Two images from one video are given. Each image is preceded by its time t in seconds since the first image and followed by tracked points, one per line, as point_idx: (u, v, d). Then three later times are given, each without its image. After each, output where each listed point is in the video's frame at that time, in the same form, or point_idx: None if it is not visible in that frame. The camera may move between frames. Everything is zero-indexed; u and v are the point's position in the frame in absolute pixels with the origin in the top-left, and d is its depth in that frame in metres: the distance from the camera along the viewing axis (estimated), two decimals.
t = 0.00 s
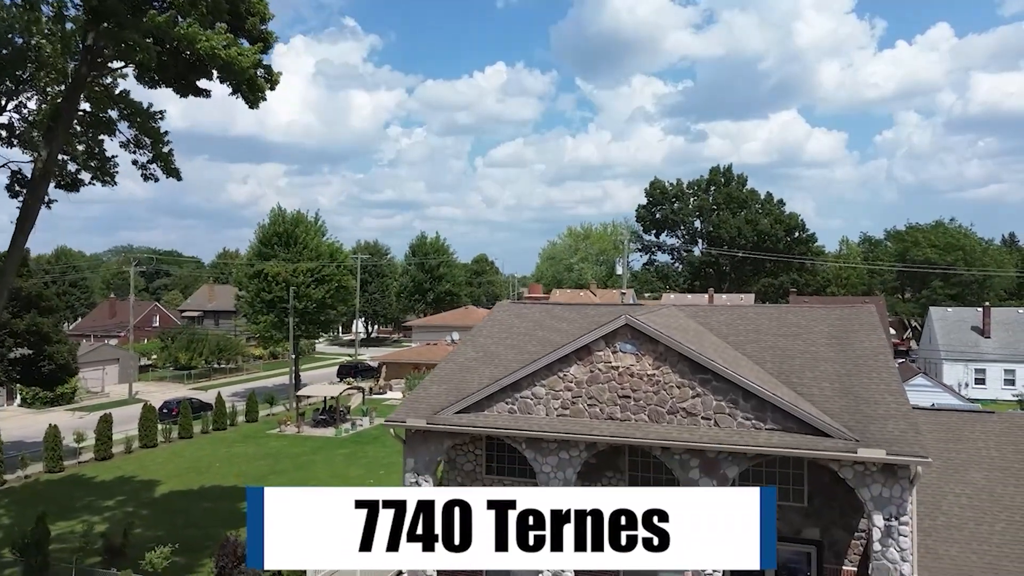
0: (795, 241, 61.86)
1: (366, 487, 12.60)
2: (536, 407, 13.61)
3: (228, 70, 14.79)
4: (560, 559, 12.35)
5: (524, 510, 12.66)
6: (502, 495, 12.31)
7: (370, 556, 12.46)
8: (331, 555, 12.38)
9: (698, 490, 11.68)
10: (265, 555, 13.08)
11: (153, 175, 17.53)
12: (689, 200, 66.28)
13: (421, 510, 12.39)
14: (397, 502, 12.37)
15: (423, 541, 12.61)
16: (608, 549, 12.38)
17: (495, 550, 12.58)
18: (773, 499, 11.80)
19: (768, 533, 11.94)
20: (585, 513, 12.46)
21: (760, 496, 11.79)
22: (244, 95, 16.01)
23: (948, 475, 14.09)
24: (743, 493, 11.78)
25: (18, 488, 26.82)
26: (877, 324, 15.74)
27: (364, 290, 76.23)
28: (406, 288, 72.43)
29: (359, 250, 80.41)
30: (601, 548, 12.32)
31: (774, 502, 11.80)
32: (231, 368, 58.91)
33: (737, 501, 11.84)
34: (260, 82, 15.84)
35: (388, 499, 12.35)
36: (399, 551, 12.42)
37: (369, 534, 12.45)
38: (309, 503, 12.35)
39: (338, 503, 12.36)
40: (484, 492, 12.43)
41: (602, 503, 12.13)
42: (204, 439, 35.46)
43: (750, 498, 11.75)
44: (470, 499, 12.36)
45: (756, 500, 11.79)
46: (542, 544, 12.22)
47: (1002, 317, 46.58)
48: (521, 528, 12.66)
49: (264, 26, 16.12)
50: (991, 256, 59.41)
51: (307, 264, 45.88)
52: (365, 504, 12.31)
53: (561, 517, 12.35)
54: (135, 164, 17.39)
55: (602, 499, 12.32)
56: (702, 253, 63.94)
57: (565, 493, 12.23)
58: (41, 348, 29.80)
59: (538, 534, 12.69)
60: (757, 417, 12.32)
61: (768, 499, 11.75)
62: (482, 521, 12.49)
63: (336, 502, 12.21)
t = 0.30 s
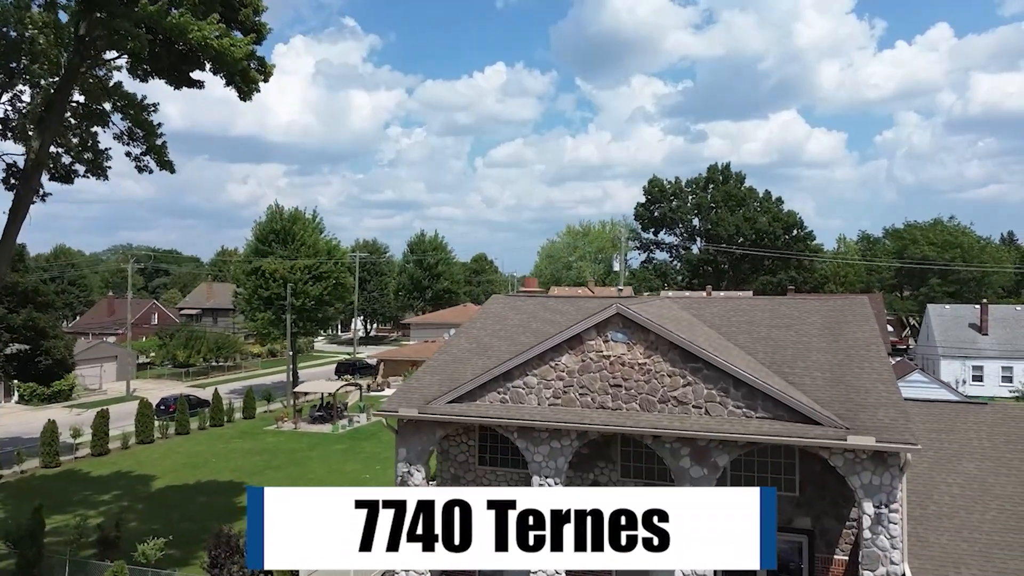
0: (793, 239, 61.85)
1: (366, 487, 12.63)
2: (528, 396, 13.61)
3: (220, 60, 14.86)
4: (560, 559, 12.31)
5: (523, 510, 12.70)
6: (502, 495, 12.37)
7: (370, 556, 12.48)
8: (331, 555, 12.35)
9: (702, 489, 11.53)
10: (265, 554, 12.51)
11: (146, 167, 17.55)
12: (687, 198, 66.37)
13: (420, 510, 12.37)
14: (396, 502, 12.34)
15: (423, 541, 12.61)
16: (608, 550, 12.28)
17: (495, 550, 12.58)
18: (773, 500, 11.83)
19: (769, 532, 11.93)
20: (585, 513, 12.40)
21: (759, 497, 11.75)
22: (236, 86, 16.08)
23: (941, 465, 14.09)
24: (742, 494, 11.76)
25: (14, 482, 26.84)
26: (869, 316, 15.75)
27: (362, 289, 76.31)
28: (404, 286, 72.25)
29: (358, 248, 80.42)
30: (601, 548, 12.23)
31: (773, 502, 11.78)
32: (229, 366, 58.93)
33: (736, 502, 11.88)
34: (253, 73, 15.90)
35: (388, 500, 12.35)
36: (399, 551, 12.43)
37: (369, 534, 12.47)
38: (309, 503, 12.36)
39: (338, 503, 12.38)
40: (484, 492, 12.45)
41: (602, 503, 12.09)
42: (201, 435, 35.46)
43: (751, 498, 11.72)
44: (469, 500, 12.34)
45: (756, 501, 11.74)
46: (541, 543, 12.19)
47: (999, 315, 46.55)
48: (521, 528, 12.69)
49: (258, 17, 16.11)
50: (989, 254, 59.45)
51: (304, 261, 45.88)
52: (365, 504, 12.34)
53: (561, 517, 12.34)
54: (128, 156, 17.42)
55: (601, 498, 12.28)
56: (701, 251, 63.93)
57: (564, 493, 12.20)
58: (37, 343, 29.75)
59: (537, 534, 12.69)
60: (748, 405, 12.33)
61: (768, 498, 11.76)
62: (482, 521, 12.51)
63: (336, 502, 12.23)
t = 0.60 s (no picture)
0: (791, 237, 61.81)
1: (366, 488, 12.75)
2: (519, 384, 13.62)
3: (211, 49, 14.88)
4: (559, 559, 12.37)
5: (523, 511, 12.76)
6: (501, 495, 12.47)
7: (370, 556, 12.58)
8: (331, 555, 12.43)
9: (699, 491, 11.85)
10: (265, 553, 12.51)
11: (139, 157, 17.60)
12: (685, 196, 66.39)
13: (420, 509, 12.45)
14: (396, 501, 12.43)
15: (423, 541, 12.65)
16: (608, 549, 12.32)
17: (495, 551, 12.68)
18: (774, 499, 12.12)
19: (767, 529, 12.10)
20: (585, 513, 12.44)
21: (760, 496, 12.05)
22: (229, 76, 16.14)
23: (931, 454, 14.11)
24: (742, 493, 11.94)
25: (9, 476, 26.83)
26: (861, 306, 15.76)
27: (360, 287, 76.32)
28: (402, 284, 72.14)
29: (356, 246, 80.40)
30: (600, 548, 12.27)
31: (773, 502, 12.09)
32: (227, 363, 58.88)
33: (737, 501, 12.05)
34: (245, 64, 15.92)
35: (388, 500, 12.47)
36: (399, 550, 12.51)
37: (369, 534, 12.60)
38: (310, 503, 12.46)
39: (339, 503, 12.49)
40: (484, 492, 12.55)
41: (602, 502, 12.15)
42: (197, 431, 35.45)
43: (750, 498, 11.96)
44: (469, 499, 12.41)
45: (755, 500, 12.03)
46: (541, 543, 12.30)
47: (996, 311, 46.50)
48: (521, 528, 12.78)
49: (250, 7, 16.11)
50: (986, 251, 59.50)
51: (301, 258, 45.86)
52: (365, 504, 12.49)
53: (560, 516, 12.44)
54: (121, 146, 17.47)
55: (601, 497, 12.32)
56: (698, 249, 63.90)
57: (563, 493, 12.26)
58: (33, 338, 29.69)
59: (537, 535, 12.75)
60: (737, 392, 12.34)
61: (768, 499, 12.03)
62: (482, 521, 12.59)
63: (337, 502, 12.34)
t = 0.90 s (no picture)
0: (789, 234, 61.80)
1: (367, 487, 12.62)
2: (510, 371, 13.62)
3: (202, 37, 14.88)
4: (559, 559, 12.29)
5: (523, 511, 12.77)
6: (501, 495, 12.48)
7: (370, 556, 12.43)
8: (331, 556, 12.35)
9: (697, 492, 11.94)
10: (265, 554, 12.40)
11: (133, 148, 17.64)
12: (683, 193, 66.37)
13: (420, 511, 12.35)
14: (396, 503, 12.30)
15: (423, 541, 12.53)
16: (607, 550, 12.22)
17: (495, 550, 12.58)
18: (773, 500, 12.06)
19: (767, 531, 12.07)
20: (585, 513, 12.32)
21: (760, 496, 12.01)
22: (221, 66, 16.13)
23: (922, 442, 14.10)
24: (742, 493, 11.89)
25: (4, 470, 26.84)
26: (853, 296, 15.77)
27: (359, 284, 76.36)
28: (400, 281, 72.11)
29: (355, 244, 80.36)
30: (600, 548, 12.16)
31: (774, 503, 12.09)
32: (225, 361, 58.85)
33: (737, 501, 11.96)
34: (237, 54, 15.92)
35: (388, 500, 12.28)
36: (399, 551, 12.39)
37: (369, 534, 12.47)
38: (310, 503, 12.33)
39: (339, 503, 12.38)
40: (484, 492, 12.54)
41: (602, 502, 12.07)
42: (194, 426, 35.45)
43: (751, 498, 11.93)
44: (469, 499, 12.32)
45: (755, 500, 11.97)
46: (541, 543, 12.21)
47: (994, 308, 46.50)
48: (521, 528, 12.75)
49: None
50: (984, 249, 59.51)
51: (299, 254, 45.91)
52: (365, 504, 12.35)
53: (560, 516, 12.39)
54: (114, 137, 17.49)
55: (601, 497, 12.21)
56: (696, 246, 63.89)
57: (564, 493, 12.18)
58: (29, 333, 29.69)
59: (537, 534, 12.68)
60: (727, 378, 12.35)
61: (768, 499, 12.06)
62: (482, 521, 12.57)
63: (336, 502, 12.23)
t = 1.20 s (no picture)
0: (787, 231, 61.76)
1: (366, 488, 12.56)
2: (501, 358, 13.62)
3: (194, 25, 14.87)
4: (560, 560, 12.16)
5: (523, 511, 12.71)
6: (501, 495, 12.44)
7: (370, 556, 12.35)
8: (330, 555, 12.31)
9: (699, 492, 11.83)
10: (265, 553, 12.35)
11: (125, 138, 17.66)
12: (681, 191, 66.37)
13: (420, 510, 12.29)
14: (396, 502, 12.27)
15: (423, 541, 12.45)
16: (608, 550, 12.16)
17: (495, 550, 12.47)
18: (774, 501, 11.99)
19: (768, 535, 11.91)
20: (585, 513, 12.16)
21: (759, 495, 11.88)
22: (214, 56, 16.14)
23: (911, 429, 14.12)
24: (744, 493, 11.75)
25: None
26: (844, 285, 15.77)
27: (357, 282, 76.39)
28: (398, 278, 72.08)
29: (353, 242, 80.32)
30: (601, 548, 12.08)
31: (774, 502, 11.94)
32: (224, 358, 58.85)
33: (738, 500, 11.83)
34: (230, 43, 15.95)
35: (388, 499, 12.25)
36: (400, 551, 12.28)
37: (369, 534, 12.44)
38: (310, 502, 12.30)
39: (338, 502, 12.34)
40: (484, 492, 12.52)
41: (603, 502, 11.99)
42: (190, 421, 35.46)
43: (751, 498, 11.79)
44: (470, 499, 12.32)
45: (755, 500, 11.85)
46: (541, 543, 12.12)
47: (990, 303, 46.59)
48: (521, 528, 12.68)
49: None
50: (982, 246, 59.47)
51: (296, 250, 45.92)
52: (365, 503, 12.32)
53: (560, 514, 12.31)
54: (107, 126, 17.51)
55: (602, 497, 12.13)
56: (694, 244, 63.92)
57: (565, 492, 12.06)
58: (24, 327, 29.66)
59: (537, 534, 12.61)
60: (717, 363, 12.36)
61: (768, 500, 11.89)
62: (482, 521, 12.55)
63: (336, 501, 12.19)
